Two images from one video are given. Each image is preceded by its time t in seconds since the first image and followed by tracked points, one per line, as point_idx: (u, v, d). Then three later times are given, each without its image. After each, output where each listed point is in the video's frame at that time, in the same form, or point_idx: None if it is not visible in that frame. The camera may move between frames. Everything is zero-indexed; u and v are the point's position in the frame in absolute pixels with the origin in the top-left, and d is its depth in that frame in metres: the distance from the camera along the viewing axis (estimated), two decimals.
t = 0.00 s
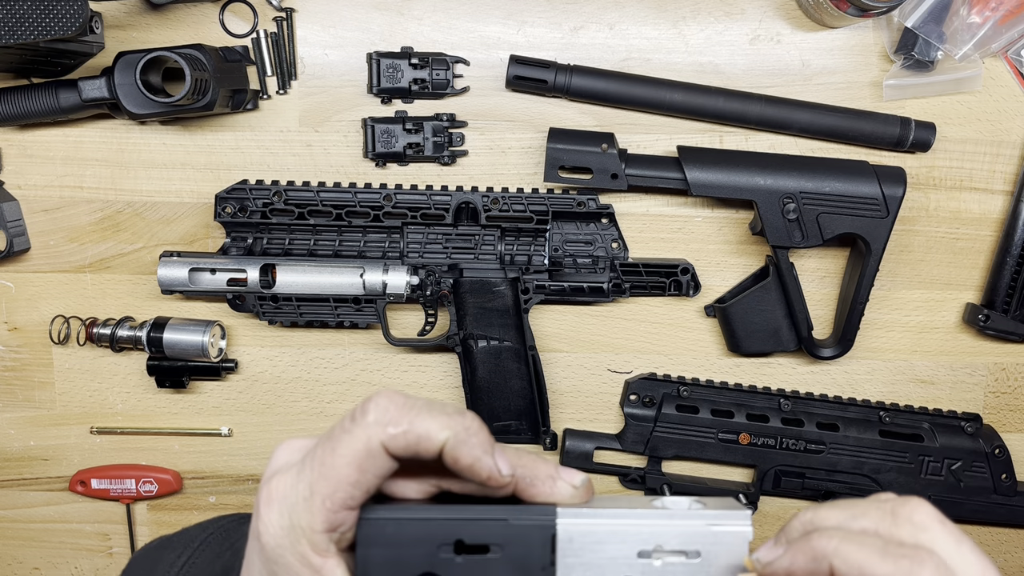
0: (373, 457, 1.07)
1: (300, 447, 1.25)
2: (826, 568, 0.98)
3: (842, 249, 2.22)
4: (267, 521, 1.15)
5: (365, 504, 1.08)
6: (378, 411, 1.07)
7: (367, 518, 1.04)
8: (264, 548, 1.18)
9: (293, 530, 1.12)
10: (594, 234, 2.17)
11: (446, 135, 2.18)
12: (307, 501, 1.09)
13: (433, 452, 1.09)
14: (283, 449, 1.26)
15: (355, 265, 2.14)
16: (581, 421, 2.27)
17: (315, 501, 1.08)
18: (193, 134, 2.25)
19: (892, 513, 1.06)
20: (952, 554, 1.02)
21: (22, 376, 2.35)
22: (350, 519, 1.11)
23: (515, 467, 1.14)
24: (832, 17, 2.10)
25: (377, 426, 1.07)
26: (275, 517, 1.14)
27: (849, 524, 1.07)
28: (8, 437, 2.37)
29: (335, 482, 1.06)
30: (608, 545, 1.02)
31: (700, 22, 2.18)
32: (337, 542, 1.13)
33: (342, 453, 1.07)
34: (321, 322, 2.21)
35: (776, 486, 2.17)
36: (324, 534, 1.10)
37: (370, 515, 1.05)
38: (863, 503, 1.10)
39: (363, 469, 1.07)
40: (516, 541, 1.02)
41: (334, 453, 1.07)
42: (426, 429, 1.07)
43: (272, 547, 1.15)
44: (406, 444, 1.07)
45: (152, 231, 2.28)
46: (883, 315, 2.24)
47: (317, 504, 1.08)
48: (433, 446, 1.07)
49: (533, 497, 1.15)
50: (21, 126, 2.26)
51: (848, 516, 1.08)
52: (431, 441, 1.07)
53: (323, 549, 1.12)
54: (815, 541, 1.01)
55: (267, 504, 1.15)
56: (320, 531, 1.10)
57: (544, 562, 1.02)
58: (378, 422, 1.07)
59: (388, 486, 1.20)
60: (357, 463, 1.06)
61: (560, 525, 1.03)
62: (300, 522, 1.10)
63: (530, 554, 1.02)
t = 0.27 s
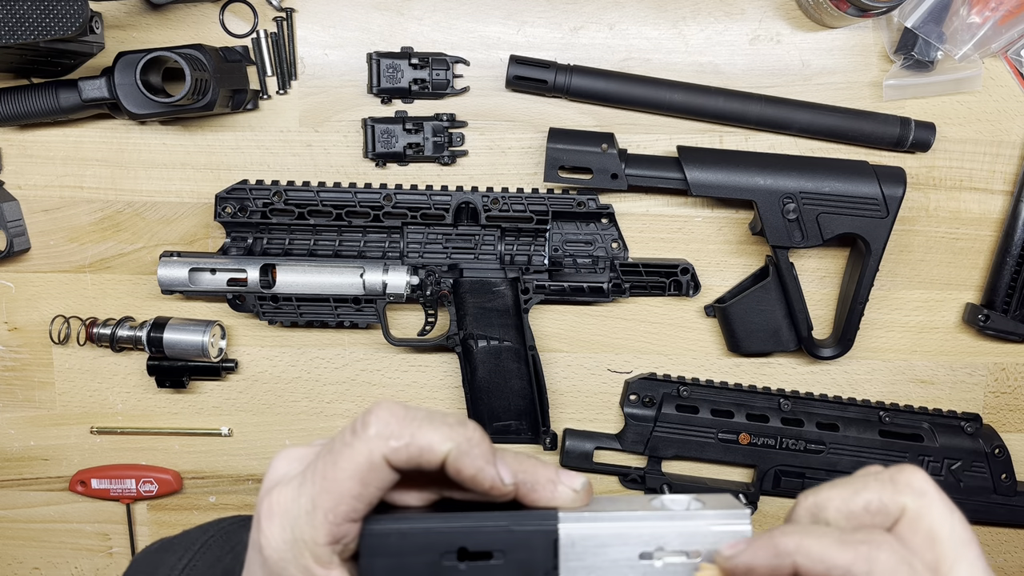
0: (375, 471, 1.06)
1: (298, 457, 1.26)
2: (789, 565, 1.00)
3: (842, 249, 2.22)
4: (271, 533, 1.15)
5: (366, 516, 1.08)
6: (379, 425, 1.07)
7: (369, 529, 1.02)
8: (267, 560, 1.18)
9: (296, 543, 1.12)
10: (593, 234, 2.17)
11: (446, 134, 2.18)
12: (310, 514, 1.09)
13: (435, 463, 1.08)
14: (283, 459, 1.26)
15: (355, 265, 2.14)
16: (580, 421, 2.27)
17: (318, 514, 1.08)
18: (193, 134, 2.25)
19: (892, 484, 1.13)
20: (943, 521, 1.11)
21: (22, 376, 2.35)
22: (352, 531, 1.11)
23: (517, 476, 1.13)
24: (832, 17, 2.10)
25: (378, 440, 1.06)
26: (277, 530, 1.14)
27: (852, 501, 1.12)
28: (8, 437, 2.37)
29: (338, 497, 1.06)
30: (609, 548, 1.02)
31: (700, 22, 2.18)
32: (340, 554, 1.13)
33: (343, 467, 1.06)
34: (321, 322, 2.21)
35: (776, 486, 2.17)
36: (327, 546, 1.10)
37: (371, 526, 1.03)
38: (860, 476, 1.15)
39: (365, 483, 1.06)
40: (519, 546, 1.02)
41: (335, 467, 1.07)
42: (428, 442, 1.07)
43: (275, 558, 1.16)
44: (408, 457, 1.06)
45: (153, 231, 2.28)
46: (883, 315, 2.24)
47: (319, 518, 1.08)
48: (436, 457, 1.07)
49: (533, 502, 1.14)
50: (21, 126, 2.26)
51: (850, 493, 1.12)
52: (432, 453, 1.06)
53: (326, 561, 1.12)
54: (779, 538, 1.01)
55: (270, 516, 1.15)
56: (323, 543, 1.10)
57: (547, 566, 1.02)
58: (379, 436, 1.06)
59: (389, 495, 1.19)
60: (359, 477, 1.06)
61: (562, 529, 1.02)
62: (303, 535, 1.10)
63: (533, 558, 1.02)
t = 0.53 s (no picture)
0: (380, 475, 1.06)
1: (299, 461, 1.25)
2: (757, 548, 1.03)
3: (842, 249, 2.22)
4: (274, 539, 1.14)
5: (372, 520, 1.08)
6: (383, 429, 1.06)
7: (374, 533, 1.00)
8: (271, 566, 1.17)
9: (301, 548, 1.11)
10: (593, 234, 2.17)
11: (446, 134, 2.18)
12: (315, 519, 1.09)
13: (440, 467, 1.08)
14: (284, 463, 1.25)
15: (355, 265, 2.14)
16: (580, 421, 2.27)
17: (323, 519, 1.07)
18: (192, 134, 2.25)
19: (872, 462, 1.16)
20: (919, 497, 1.14)
21: (22, 376, 2.35)
22: (358, 535, 1.10)
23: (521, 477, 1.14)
24: (832, 17, 2.10)
25: (383, 443, 1.06)
26: (281, 536, 1.13)
27: (832, 481, 1.14)
28: (8, 437, 2.37)
29: (343, 501, 1.06)
30: (612, 547, 1.02)
31: (699, 22, 2.18)
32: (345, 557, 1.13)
33: (349, 471, 1.06)
34: (321, 322, 2.21)
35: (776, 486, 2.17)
36: (332, 550, 1.10)
37: (374, 530, 1.00)
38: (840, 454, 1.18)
39: (371, 487, 1.06)
40: (523, 548, 1.01)
41: (340, 472, 1.06)
42: (433, 445, 1.06)
43: (278, 563, 1.15)
44: (413, 460, 1.06)
45: (153, 231, 2.28)
46: (883, 315, 2.24)
47: (324, 523, 1.07)
48: (441, 461, 1.07)
49: (537, 505, 1.14)
50: (20, 126, 2.26)
51: (830, 472, 1.14)
52: (437, 456, 1.06)
53: (330, 565, 1.12)
54: (749, 522, 1.03)
55: (273, 522, 1.14)
56: (328, 548, 1.09)
57: (551, 566, 1.02)
58: (384, 440, 1.06)
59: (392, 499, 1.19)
60: (364, 481, 1.05)
61: (566, 529, 1.02)
62: (307, 541, 1.10)
63: (536, 558, 1.01)
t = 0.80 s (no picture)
0: (379, 475, 1.06)
1: (296, 462, 1.24)
2: (734, 553, 1.01)
3: (842, 249, 2.22)
4: (274, 541, 1.13)
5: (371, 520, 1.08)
6: (382, 429, 1.06)
7: (373, 532, 1.00)
8: (270, 568, 1.16)
9: (301, 549, 1.11)
10: (593, 234, 2.17)
11: (446, 135, 2.18)
12: (314, 521, 1.08)
13: (439, 466, 1.08)
14: (280, 465, 1.24)
15: (355, 265, 2.14)
16: (581, 421, 2.27)
17: (322, 520, 1.07)
18: (193, 134, 2.25)
19: (855, 454, 1.11)
20: (907, 488, 1.08)
21: (22, 376, 2.35)
22: (357, 535, 1.10)
23: (519, 473, 1.14)
24: (832, 17, 2.10)
25: (382, 444, 1.05)
26: (280, 538, 1.13)
27: (815, 474, 1.12)
28: (8, 437, 2.37)
29: (343, 501, 1.06)
30: (611, 540, 1.03)
31: (699, 22, 2.18)
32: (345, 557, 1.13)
33: (348, 471, 1.05)
34: (321, 322, 2.21)
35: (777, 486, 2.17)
36: (332, 551, 1.10)
37: (374, 529, 1.00)
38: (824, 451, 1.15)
39: (370, 487, 1.06)
40: (522, 543, 1.01)
41: (339, 474, 1.06)
42: (432, 444, 1.06)
43: (277, 564, 1.14)
44: (412, 460, 1.06)
45: (153, 231, 2.28)
46: (883, 315, 2.24)
47: (323, 524, 1.07)
48: (440, 460, 1.07)
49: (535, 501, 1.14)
50: (21, 126, 2.26)
51: (814, 465, 1.12)
52: (436, 455, 1.06)
53: (331, 565, 1.11)
54: (728, 526, 1.01)
55: (272, 524, 1.13)
56: (328, 548, 1.09)
57: (551, 561, 1.01)
58: (382, 440, 1.06)
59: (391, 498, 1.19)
60: (364, 481, 1.05)
61: (566, 524, 1.02)
62: (307, 541, 1.09)
63: (537, 554, 1.01)
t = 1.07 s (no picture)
0: (384, 478, 1.06)
1: (299, 465, 1.25)
2: (736, 547, 1.01)
3: (843, 249, 2.22)
4: (279, 543, 1.13)
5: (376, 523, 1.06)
6: (387, 432, 1.06)
7: (377, 535, 1.01)
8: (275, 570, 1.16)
9: (306, 552, 1.11)
10: (593, 234, 2.17)
11: (446, 135, 2.18)
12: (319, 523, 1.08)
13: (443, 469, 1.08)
14: (285, 467, 1.25)
15: (355, 265, 2.14)
16: (580, 421, 2.27)
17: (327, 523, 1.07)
18: (193, 134, 2.25)
19: (846, 445, 1.12)
20: (900, 475, 1.08)
21: (22, 376, 2.35)
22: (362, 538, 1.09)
23: (522, 476, 1.14)
24: (832, 16, 2.10)
25: (387, 446, 1.05)
26: (286, 540, 1.13)
27: (808, 468, 1.13)
28: (8, 437, 2.37)
29: (348, 504, 1.05)
30: (614, 541, 1.02)
31: (699, 22, 2.18)
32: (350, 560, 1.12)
33: (353, 474, 1.05)
34: (321, 322, 2.21)
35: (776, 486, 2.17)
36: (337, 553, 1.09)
37: (379, 532, 1.01)
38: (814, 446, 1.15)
39: (376, 490, 1.05)
40: (527, 544, 1.01)
41: (344, 476, 1.06)
42: (437, 447, 1.06)
43: (282, 567, 1.14)
44: (416, 463, 1.06)
45: (153, 231, 2.28)
46: (883, 314, 2.24)
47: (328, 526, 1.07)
48: (445, 463, 1.07)
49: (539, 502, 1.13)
50: (21, 126, 2.26)
51: (807, 459, 1.14)
52: (441, 459, 1.06)
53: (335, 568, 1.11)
54: (726, 522, 1.02)
55: (277, 527, 1.14)
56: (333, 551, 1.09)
57: (556, 562, 1.01)
58: (388, 443, 1.06)
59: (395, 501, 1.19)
60: (368, 484, 1.05)
61: (569, 525, 1.02)
62: (312, 544, 1.09)
63: (541, 555, 1.01)
